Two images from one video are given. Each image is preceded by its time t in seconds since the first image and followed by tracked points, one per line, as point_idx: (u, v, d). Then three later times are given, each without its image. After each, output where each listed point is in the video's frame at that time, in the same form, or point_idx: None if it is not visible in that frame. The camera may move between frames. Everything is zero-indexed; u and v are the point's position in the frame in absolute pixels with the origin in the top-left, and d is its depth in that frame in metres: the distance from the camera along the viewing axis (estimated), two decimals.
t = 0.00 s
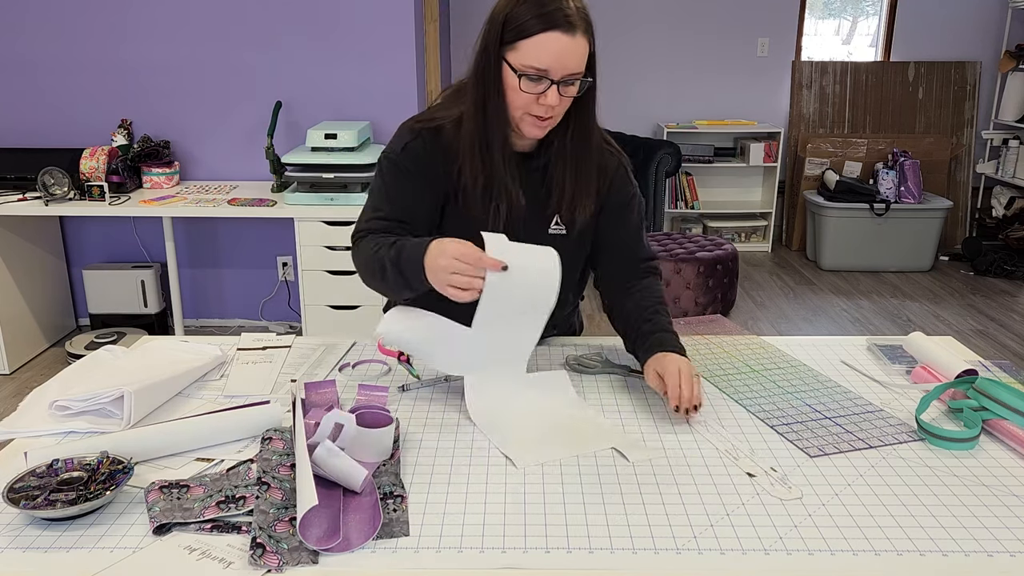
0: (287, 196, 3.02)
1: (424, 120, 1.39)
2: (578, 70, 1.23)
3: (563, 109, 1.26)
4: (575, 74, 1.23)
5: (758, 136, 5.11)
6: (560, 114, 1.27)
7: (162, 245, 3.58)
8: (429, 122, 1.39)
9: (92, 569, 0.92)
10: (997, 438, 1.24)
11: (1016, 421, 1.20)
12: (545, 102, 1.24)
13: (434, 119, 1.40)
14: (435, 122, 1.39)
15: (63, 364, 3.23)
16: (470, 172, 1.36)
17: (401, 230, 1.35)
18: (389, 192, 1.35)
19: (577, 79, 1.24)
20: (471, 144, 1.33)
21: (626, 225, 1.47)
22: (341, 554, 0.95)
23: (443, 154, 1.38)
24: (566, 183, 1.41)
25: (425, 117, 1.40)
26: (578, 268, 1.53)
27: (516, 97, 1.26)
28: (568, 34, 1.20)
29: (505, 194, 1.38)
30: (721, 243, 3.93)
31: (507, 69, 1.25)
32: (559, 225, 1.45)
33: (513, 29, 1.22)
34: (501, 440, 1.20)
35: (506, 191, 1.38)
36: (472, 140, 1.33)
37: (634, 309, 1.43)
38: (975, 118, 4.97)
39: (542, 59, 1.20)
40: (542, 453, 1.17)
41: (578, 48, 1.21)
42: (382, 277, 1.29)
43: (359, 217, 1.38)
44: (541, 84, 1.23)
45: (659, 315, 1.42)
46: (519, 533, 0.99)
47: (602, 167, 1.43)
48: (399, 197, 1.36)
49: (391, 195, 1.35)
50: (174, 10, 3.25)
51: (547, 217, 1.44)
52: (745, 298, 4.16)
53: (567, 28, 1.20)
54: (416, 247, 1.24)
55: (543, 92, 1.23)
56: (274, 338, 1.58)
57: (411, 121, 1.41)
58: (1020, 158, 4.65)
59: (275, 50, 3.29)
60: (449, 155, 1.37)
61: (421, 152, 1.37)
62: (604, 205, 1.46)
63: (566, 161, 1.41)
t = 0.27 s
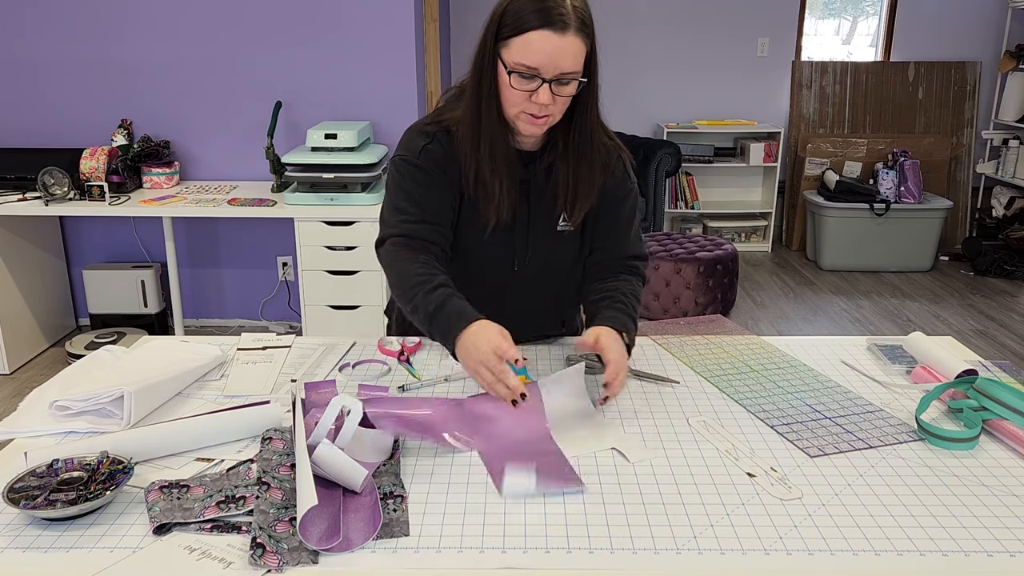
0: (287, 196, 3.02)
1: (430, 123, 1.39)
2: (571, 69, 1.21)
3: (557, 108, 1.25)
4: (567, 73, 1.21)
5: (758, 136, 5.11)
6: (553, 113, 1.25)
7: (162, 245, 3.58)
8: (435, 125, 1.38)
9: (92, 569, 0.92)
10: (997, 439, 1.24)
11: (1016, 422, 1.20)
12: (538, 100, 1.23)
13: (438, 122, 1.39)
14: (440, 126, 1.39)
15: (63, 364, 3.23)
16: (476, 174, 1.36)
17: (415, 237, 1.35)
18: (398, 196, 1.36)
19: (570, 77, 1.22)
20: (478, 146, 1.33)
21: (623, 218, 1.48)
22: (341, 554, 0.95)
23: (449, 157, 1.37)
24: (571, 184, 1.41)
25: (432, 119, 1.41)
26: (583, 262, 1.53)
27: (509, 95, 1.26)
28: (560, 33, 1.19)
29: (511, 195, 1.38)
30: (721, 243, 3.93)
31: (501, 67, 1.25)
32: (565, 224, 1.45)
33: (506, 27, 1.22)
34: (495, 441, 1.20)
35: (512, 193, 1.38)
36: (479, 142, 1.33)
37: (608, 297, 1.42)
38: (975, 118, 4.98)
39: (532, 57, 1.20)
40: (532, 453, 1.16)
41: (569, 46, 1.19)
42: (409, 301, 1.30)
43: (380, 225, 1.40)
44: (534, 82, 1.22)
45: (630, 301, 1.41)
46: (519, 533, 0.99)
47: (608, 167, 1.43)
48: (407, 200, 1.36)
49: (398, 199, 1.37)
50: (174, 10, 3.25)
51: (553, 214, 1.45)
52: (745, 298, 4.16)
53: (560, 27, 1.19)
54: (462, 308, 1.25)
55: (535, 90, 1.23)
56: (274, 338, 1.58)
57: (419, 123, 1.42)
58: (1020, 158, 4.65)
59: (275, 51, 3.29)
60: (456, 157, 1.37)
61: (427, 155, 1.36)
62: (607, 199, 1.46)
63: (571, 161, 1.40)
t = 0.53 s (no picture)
0: (287, 196, 3.02)
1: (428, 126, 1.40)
2: (570, 75, 1.22)
3: (557, 114, 1.25)
4: (566, 79, 1.22)
5: (758, 136, 5.11)
6: (552, 119, 1.26)
7: (161, 245, 3.58)
8: (433, 129, 1.39)
9: (92, 569, 0.92)
10: (997, 439, 1.24)
11: (1016, 422, 1.20)
12: (537, 106, 1.23)
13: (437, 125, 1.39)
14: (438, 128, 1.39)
15: (63, 364, 3.23)
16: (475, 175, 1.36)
17: (403, 243, 1.38)
18: (394, 200, 1.36)
19: (570, 84, 1.23)
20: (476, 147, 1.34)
21: (626, 222, 1.48)
22: (340, 554, 0.95)
23: (448, 159, 1.38)
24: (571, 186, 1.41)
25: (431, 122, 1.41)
26: (585, 267, 1.52)
27: (509, 101, 1.26)
28: (559, 39, 1.19)
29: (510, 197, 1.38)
30: (721, 243, 3.93)
31: (501, 72, 1.26)
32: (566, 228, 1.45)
33: (505, 33, 1.23)
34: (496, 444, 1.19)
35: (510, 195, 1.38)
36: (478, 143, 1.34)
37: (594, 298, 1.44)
38: (975, 118, 4.98)
39: (531, 64, 1.20)
40: (531, 454, 1.16)
41: (568, 52, 1.20)
42: (382, 310, 1.35)
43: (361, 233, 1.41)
44: (532, 88, 1.23)
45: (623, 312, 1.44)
46: (519, 533, 0.99)
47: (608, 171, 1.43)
48: (406, 201, 1.36)
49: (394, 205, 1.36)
50: (174, 10, 3.25)
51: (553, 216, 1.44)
52: (745, 298, 4.16)
53: (559, 33, 1.19)
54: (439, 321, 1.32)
55: (534, 96, 1.23)
56: (274, 338, 1.58)
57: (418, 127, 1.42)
58: (1020, 158, 4.65)
59: (275, 51, 3.29)
60: (454, 159, 1.37)
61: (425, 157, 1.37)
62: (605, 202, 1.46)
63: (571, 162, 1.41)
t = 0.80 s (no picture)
0: (287, 196, 3.02)
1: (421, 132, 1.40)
2: (556, 73, 1.22)
3: (545, 112, 1.25)
4: (553, 77, 1.22)
5: (758, 136, 5.11)
6: (541, 118, 1.26)
7: (161, 245, 3.58)
8: (426, 134, 1.39)
9: (92, 569, 0.92)
10: (997, 439, 1.24)
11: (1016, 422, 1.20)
12: (525, 106, 1.24)
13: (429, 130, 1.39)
14: (430, 133, 1.39)
15: (63, 364, 3.23)
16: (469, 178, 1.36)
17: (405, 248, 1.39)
18: (391, 207, 1.37)
19: (557, 82, 1.23)
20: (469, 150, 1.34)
21: (621, 218, 1.49)
22: (340, 554, 0.95)
23: (442, 163, 1.37)
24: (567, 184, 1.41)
25: (423, 127, 1.41)
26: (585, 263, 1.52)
27: (497, 102, 1.26)
28: (544, 38, 1.19)
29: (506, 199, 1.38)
30: (721, 243, 3.93)
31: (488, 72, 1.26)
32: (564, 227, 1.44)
33: (491, 34, 1.23)
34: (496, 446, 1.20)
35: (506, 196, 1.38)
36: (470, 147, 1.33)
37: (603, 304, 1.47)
38: (975, 118, 4.98)
39: (516, 64, 1.20)
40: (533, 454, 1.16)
41: (554, 51, 1.20)
42: (403, 326, 1.36)
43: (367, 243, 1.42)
44: (519, 87, 1.23)
45: (627, 313, 1.45)
46: (519, 533, 0.99)
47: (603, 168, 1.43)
48: (402, 207, 1.37)
49: (390, 210, 1.37)
50: (174, 10, 3.25)
51: (552, 215, 1.43)
52: (745, 298, 4.16)
53: (544, 32, 1.19)
54: (457, 340, 1.32)
55: (521, 96, 1.23)
56: (274, 338, 1.58)
57: (411, 132, 1.42)
58: (1020, 158, 4.65)
59: (275, 51, 3.29)
60: (448, 163, 1.37)
61: (419, 162, 1.37)
62: (604, 198, 1.45)
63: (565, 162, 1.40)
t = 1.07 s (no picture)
0: (287, 196, 3.02)
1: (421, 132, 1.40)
2: (557, 72, 1.22)
3: (546, 112, 1.25)
4: (554, 77, 1.22)
5: (758, 136, 5.11)
6: (542, 117, 1.26)
7: (161, 245, 3.58)
8: (425, 135, 1.39)
9: (92, 569, 0.92)
10: (997, 439, 1.24)
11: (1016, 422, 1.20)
12: (526, 106, 1.23)
13: (428, 130, 1.40)
14: (429, 133, 1.39)
15: (63, 364, 3.23)
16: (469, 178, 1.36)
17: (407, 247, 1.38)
18: (391, 208, 1.37)
19: (557, 81, 1.23)
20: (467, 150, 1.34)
21: (621, 214, 1.49)
22: (340, 554, 0.95)
23: (441, 163, 1.38)
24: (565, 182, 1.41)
25: (423, 128, 1.42)
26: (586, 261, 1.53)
27: (497, 102, 1.26)
28: (545, 38, 1.20)
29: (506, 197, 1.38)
30: (721, 243, 3.93)
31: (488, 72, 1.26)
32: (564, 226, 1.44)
33: (490, 34, 1.23)
34: (498, 444, 1.20)
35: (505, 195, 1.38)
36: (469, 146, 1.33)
37: (604, 298, 1.47)
38: (975, 118, 4.98)
39: (517, 64, 1.20)
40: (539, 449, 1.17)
41: (554, 50, 1.20)
42: (412, 326, 1.36)
43: (370, 245, 1.43)
44: (520, 87, 1.23)
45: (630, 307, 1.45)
46: (519, 533, 0.99)
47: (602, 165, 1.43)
48: (402, 208, 1.37)
49: (391, 211, 1.37)
50: (174, 10, 3.25)
51: (552, 213, 1.43)
52: (745, 298, 4.16)
53: (545, 32, 1.20)
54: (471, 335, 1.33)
55: (522, 96, 1.23)
56: (274, 338, 1.58)
57: (411, 133, 1.43)
58: (1020, 158, 4.65)
59: (275, 51, 3.29)
60: (448, 163, 1.37)
61: (419, 163, 1.37)
62: (603, 195, 1.45)
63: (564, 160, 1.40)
